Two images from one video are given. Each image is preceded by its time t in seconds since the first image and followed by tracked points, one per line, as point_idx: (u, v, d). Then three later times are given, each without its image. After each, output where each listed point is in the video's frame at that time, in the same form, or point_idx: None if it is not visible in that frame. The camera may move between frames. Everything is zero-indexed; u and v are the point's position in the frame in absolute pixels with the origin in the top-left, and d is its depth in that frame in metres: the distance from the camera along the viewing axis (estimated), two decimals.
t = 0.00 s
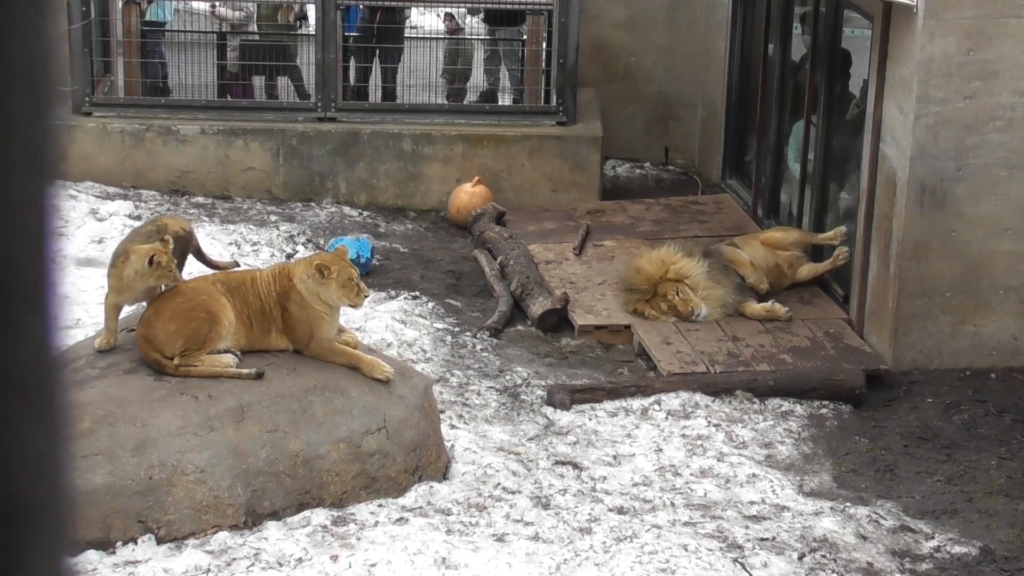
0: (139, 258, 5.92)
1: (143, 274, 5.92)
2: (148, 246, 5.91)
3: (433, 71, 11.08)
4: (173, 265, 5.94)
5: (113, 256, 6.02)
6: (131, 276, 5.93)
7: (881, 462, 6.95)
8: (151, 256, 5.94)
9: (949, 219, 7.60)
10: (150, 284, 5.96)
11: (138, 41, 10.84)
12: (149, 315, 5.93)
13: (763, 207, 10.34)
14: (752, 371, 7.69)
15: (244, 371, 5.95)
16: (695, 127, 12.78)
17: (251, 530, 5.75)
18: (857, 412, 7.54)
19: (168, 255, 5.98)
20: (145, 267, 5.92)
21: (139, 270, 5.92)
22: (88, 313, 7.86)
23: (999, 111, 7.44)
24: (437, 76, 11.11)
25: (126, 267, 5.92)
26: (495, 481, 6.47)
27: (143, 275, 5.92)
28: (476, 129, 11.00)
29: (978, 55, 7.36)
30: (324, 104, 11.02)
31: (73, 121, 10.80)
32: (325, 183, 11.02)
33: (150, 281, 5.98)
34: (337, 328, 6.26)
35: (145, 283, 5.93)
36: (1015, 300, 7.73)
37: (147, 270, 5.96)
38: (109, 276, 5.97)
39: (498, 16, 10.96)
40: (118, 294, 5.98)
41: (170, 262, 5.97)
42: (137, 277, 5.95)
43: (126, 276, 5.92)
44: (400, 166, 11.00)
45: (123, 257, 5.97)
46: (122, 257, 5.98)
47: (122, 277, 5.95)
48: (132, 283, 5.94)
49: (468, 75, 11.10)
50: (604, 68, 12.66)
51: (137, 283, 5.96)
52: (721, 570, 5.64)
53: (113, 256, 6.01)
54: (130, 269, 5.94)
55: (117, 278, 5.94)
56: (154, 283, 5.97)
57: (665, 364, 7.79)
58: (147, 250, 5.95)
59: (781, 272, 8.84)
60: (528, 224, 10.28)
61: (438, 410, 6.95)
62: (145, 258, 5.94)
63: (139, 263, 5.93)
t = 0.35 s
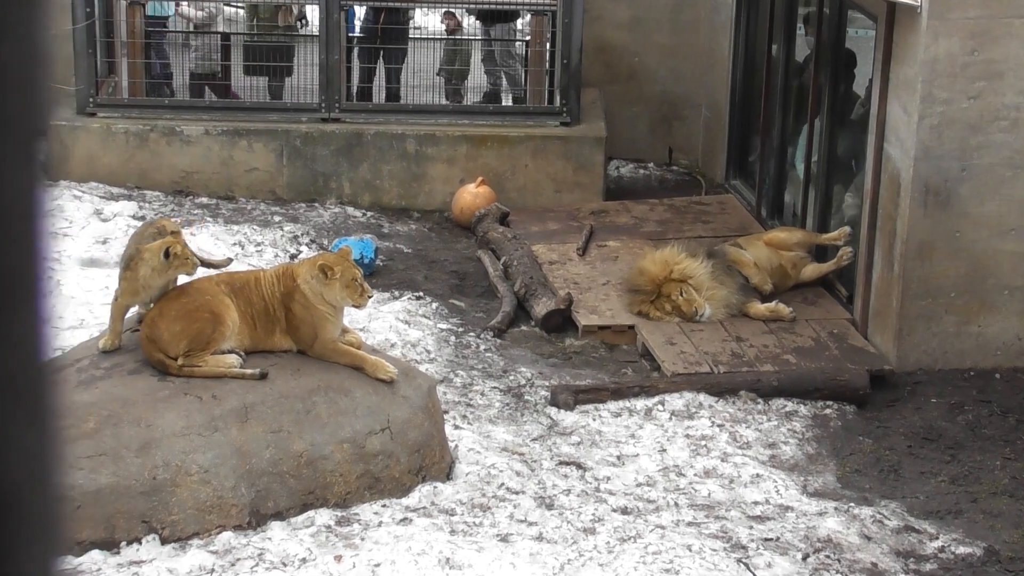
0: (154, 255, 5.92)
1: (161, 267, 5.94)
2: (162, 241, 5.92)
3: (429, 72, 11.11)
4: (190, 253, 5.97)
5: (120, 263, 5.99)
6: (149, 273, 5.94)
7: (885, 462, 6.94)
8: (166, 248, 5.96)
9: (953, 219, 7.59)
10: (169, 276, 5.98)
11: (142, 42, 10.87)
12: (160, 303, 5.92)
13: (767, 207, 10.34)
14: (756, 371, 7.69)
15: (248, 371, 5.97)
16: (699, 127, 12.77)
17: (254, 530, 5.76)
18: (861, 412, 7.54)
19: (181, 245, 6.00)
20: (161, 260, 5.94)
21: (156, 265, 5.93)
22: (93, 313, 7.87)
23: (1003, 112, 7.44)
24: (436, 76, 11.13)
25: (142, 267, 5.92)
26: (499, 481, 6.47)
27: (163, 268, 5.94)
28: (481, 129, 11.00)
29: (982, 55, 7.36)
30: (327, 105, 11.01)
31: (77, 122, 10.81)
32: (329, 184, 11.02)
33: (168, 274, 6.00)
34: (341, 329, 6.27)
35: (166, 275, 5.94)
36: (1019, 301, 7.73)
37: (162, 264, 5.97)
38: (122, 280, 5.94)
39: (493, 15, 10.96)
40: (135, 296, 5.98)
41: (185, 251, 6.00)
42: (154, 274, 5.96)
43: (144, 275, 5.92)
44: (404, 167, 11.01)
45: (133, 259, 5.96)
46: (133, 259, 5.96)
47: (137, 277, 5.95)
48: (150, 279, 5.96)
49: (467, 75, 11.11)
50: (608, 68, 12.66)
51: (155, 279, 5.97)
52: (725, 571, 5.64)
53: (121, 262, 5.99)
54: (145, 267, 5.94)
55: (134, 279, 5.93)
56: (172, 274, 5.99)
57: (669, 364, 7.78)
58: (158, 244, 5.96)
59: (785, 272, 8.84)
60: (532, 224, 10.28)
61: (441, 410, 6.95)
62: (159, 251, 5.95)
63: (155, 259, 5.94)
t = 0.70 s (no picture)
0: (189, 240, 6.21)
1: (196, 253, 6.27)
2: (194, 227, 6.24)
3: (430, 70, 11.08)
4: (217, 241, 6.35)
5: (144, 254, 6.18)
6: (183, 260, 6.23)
7: (888, 461, 6.94)
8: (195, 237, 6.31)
9: (957, 218, 7.59)
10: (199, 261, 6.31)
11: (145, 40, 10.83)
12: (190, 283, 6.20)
13: (770, 206, 10.33)
14: (760, 370, 7.68)
15: (251, 370, 5.97)
16: (702, 126, 12.77)
17: (258, 529, 5.76)
18: (864, 411, 7.53)
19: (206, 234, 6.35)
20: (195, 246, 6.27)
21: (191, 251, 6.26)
22: (96, 312, 7.87)
23: (1007, 110, 7.43)
24: (438, 75, 11.11)
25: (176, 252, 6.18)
26: (502, 480, 6.47)
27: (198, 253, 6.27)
28: (484, 127, 11.00)
29: (987, 54, 7.35)
30: (331, 104, 11.00)
31: (80, 121, 10.81)
32: (333, 183, 11.03)
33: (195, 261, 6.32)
34: (344, 328, 6.27)
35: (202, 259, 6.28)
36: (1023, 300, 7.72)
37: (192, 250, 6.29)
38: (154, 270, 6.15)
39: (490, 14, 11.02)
40: (163, 284, 6.19)
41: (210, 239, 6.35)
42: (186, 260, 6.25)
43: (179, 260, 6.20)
44: (407, 166, 11.01)
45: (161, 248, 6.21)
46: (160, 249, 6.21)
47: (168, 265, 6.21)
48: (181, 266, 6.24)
49: (469, 73, 11.09)
50: (611, 66, 12.65)
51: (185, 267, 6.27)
52: (728, 569, 5.64)
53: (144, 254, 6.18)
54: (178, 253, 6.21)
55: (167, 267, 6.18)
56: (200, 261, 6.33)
57: (672, 363, 7.78)
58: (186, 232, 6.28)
59: (788, 272, 8.82)
60: (535, 223, 10.28)
61: (445, 409, 6.95)
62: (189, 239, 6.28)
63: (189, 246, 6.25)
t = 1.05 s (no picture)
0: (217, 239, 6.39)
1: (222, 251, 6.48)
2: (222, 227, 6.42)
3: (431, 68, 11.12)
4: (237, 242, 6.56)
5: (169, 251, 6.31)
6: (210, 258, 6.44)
7: (891, 458, 6.94)
8: (220, 236, 6.50)
9: (959, 215, 7.59)
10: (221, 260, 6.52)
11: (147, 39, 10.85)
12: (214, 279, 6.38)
13: (773, 204, 10.33)
14: (762, 368, 7.69)
15: (254, 368, 5.96)
16: (704, 124, 12.77)
17: (261, 526, 5.77)
18: (867, 408, 7.53)
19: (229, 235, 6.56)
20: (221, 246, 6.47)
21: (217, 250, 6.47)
22: (99, 310, 7.87)
23: (1010, 107, 7.43)
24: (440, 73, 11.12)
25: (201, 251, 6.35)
26: (505, 477, 6.47)
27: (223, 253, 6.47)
28: (485, 125, 10.99)
29: (989, 50, 7.35)
30: (333, 102, 10.99)
31: (82, 119, 10.81)
32: (335, 180, 11.02)
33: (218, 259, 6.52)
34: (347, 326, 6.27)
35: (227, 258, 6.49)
36: None
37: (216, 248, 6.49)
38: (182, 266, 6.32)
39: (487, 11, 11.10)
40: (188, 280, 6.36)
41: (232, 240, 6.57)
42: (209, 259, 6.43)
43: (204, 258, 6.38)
44: (409, 163, 11.00)
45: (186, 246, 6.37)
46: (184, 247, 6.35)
47: (192, 263, 6.37)
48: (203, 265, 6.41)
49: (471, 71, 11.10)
50: (613, 64, 12.64)
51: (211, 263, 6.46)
52: (731, 566, 5.64)
53: (168, 250, 6.31)
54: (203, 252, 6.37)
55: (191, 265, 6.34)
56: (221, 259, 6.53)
57: (675, 361, 7.79)
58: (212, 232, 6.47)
59: (790, 268, 8.83)
60: (537, 220, 10.28)
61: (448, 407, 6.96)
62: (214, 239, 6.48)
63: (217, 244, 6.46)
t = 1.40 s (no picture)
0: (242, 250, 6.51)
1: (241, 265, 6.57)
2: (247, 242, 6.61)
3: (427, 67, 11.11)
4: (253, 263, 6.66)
5: (193, 253, 6.41)
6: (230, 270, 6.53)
7: (890, 458, 6.94)
8: (243, 252, 6.61)
9: (957, 215, 7.59)
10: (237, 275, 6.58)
11: (146, 37, 10.85)
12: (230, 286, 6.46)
13: (772, 203, 10.32)
14: (761, 367, 7.69)
15: (252, 367, 5.96)
16: (703, 123, 12.76)
17: (259, 525, 5.76)
18: (865, 408, 7.53)
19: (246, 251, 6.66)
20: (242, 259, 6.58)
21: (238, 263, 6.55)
22: (97, 309, 7.86)
23: (1009, 107, 7.43)
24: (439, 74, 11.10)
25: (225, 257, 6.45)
26: (503, 477, 6.47)
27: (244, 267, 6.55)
28: (483, 124, 10.99)
29: (988, 51, 7.35)
30: (332, 101, 10.99)
31: (81, 118, 10.80)
32: (334, 179, 11.02)
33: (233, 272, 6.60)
34: (345, 325, 6.27)
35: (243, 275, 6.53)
36: None
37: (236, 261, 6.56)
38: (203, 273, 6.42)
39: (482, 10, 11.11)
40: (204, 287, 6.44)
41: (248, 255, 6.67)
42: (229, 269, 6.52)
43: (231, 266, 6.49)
44: (408, 162, 11.00)
45: (208, 253, 6.48)
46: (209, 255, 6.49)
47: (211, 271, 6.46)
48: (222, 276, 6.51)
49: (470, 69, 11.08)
50: (612, 63, 12.64)
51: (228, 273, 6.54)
52: (729, 566, 5.64)
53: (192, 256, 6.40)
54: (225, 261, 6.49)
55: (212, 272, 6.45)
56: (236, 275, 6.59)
57: (673, 360, 7.78)
58: (235, 245, 6.61)
59: (788, 266, 8.83)
60: (536, 220, 10.28)
61: (446, 406, 6.96)
62: (236, 253, 6.61)
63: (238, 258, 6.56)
